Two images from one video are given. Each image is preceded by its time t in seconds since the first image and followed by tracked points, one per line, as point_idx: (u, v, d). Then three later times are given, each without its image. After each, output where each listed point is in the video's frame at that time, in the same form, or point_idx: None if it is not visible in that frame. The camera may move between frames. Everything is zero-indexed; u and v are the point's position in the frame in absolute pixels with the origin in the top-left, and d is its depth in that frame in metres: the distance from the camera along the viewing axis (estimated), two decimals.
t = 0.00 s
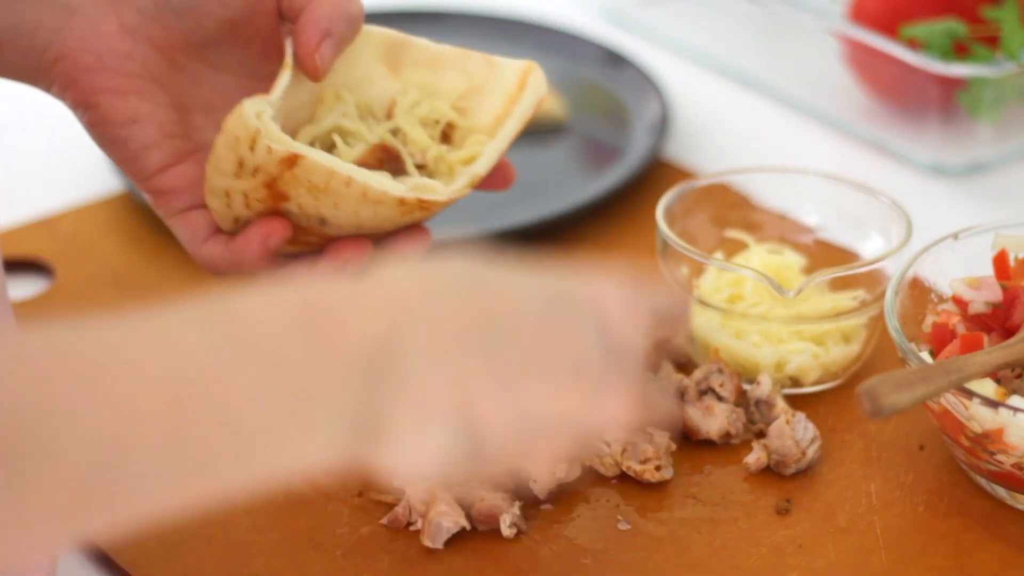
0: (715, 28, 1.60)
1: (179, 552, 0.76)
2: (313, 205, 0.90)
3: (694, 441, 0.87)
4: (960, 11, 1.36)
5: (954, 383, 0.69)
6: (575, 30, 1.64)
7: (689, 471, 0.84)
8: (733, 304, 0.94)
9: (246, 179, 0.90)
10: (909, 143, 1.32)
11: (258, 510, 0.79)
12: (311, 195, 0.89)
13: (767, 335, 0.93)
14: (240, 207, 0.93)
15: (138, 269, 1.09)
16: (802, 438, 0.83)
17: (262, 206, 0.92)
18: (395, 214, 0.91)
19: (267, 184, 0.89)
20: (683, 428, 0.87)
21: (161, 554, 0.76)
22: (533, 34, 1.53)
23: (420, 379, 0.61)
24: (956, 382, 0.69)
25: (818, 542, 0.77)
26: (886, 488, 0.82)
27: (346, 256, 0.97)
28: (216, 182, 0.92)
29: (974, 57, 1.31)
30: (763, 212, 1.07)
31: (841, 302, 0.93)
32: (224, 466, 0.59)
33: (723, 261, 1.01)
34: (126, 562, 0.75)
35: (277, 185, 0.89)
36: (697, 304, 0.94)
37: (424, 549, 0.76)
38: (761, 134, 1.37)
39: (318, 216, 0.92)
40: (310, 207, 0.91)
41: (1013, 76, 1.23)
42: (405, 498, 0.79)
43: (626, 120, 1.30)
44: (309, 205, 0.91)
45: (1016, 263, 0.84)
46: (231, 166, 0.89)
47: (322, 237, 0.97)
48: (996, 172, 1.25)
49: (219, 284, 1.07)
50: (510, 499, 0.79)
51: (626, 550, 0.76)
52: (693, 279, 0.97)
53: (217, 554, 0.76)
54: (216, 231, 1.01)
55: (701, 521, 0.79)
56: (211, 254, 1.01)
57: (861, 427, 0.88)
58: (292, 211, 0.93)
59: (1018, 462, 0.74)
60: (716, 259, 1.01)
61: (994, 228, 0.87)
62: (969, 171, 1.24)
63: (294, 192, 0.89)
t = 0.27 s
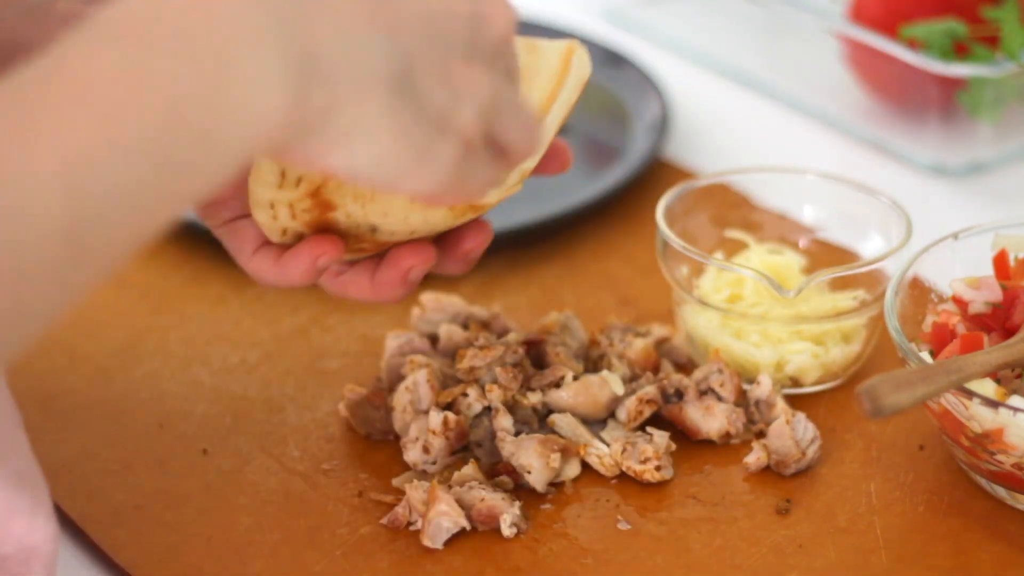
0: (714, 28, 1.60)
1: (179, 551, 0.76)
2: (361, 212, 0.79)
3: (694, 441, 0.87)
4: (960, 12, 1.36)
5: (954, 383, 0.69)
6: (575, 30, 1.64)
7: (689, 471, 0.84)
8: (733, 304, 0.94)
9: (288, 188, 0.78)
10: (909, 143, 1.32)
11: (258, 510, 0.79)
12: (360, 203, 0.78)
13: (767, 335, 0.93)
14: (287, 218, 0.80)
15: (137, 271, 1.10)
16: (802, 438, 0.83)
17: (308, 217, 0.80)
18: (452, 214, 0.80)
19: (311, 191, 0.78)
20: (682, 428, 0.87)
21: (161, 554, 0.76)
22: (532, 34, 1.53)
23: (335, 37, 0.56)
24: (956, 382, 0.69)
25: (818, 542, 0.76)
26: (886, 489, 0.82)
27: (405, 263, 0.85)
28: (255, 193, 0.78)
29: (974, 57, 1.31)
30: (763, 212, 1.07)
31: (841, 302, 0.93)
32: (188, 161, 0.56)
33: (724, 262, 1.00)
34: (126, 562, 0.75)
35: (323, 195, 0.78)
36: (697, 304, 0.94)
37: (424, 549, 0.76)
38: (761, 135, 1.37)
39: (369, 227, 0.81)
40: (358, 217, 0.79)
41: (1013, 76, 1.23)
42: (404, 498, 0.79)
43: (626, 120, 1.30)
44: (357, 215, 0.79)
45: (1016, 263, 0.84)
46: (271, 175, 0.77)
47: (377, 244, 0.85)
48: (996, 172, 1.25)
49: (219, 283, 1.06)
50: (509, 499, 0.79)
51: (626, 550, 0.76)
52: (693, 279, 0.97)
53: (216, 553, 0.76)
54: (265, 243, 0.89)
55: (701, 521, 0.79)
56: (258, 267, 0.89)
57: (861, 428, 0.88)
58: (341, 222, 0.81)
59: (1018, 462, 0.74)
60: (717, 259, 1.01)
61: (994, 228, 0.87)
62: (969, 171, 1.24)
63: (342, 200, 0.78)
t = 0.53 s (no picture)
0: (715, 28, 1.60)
1: (179, 552, 0.76)
2: (362, 201, 0.80)
3: (694, 441, 0.87)
4: (959, 12, 1.36)
5: (954, 383, 0.69)
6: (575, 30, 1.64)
7: (689, 471, 0.84)
8: (733, 304, 0.94)
9: (286, 185, 0.78)
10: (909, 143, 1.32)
11: (258, 510, 0.79)
12: (360, 195, 0.78)
13: (767, 335, 0.93)
14: (291, 212, 0.81)
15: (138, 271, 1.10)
16: (802, 438, 0.83)
17: (311, 209, 0.81)
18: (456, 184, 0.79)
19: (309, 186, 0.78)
20: (682, 428, 0.87)
21: (161, 555, 0.76)
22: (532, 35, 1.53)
23: (339, 43, 0.59)
24: (956, 382, 0.69)
25: (818, 542, 0.76)
26: (886, 489, 0.82)
27: (415, 236, 0.84)
28: (258, 192, 0.80)
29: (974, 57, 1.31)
30: (763, 212, 1.07)
31: (841, 302, 0.93)
32: (197, 167, 0.57)
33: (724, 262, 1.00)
34: (127, 563, 0.75)
35: (321, 188, 0.78)
36: (697, 304, 0.94)
37: (424, 549, 0.76)
38: (762, 134, 1.37)
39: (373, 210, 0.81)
40: (360, 204, 0.80)
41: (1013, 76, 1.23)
42: (404, 498, 0.79)
43: (626, 121, 1.30)
44: (359, 203, 0.80)
45: (1016, 263, 0.84)
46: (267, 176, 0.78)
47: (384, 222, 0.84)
48: (996, 172, 1.25)
49: (218, 283, 1.06)
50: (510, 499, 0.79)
51: (626, 550, 0.76)
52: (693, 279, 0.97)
53: (216, 554, 0.76)
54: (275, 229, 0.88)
55: (701, 522, 0.79)
56: (271, 254, 0.89)
57: (861, 428, 0.88)
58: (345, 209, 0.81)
59: (1018, 462, 0.74)
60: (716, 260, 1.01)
61: (994, 228, 0.87)
62: (969, 171, 1.24)
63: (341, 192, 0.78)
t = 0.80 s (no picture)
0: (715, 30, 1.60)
1: (178, 551, 0.76)
2: (359, 178, 0.78)
3: (694, 441, 0.87)
4: (959, 12, 1.36)
5: (954, 383, 0.69)
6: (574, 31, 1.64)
7: (689, 471, 0.84)
8: (733, 304, 0.94)
9: (282, 161, 0.78)
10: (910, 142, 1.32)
11: (258, 509, 0.79)
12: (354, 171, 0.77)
13: (767, 335, 0.93)
14: (287, 193, 0.80)
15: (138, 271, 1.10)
16: (802, 438, 0.83)
17: (308, 189, 0.80)
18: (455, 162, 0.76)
19: (305, 160, 0.77)
20: (682, 428, 0.87)
21: (160, 554, 0.76)
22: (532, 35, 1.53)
23: (353, 24, 0.57)
24: (956, 382, 0.69)
25: (819, 542, 0.76)
26: (886, 488, 0.82)
27: (409, 227, 0.83)
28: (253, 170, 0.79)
29: (974, 57, 1.31)
30: (763, 212, 1.07)
31: (841, 302, 0.93)
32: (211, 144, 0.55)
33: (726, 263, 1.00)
34: (126, 562, 0.75)
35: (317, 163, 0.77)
36: (697, 304, 0.94)
37: (424, 549, 0.76)
38: (762, 134, 1.37)
39: (369, 189, 0.79)
40: (356, 181, 0.78)
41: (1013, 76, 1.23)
42: (404, 498, 0.79)
43: (627, 121, 1.30)
44: (356, 179, 0.78)
45: (1016, 263, 0.84)
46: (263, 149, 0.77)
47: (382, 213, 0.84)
48: (997, 172, 1.25)
49: (218, 283, 1.07)
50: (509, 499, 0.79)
51: (626, 550, 0.76)
52: (693, 279, 0.97)
53: (216, 554, 0.76)
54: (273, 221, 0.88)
55: (702, 522, 0.79)
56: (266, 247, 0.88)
57: (861, 428, 0.88)
58: (343, 188, 0.80)
59: (1018, 462, 0.74)
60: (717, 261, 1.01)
61: (994, 228, 0.87)
62: (969, 171, 1.24)
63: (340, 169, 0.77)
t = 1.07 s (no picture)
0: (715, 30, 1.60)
1: (181, 553, 0.79)
2: (395, 141, 0.87)
3: (695, 440, 0.88)
4: (959, 11, 1.36)
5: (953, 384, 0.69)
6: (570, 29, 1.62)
7: (690, 471, 0.84)
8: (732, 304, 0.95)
9: (326, 129, 0.89)
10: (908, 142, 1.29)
11: (258, 510, 0.83)
12: (394, 131, 0.86)
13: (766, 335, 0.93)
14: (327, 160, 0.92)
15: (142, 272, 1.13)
16: (803, 438, 0.84)
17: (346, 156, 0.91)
18: (483, 139, 0.85)
19: (347, 129, 0.88)
20: (683, 428, 0.88)
21: (163, 556, 0.79)
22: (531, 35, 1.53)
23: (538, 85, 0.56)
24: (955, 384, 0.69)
25: (818, 542, 0.77)
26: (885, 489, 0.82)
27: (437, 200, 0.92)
28: (297, 138, 0.91)
29: (974, 57, 1.29)
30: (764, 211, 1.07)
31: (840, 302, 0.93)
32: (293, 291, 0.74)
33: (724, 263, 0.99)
34: (127, 563, 0.78)
35: (357, 129, 0.88)
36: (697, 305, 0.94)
37: (425, 548, 0.77)
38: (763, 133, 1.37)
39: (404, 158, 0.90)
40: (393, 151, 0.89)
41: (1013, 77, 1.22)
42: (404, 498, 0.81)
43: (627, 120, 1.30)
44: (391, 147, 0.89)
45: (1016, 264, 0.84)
46: (310, 118, 0.89)
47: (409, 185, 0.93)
48: (1000, 170, 1.27)
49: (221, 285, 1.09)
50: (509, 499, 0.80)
51: (626, 551, 0.76)
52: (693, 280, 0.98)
53: (215, 556, 0.79)
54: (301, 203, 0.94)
55: (703, 522, 0.79)
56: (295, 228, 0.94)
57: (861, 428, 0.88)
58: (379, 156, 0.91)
59: (1017, 462, 0.75)
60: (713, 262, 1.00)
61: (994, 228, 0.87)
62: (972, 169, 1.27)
63: (376, 133, 0.87)
